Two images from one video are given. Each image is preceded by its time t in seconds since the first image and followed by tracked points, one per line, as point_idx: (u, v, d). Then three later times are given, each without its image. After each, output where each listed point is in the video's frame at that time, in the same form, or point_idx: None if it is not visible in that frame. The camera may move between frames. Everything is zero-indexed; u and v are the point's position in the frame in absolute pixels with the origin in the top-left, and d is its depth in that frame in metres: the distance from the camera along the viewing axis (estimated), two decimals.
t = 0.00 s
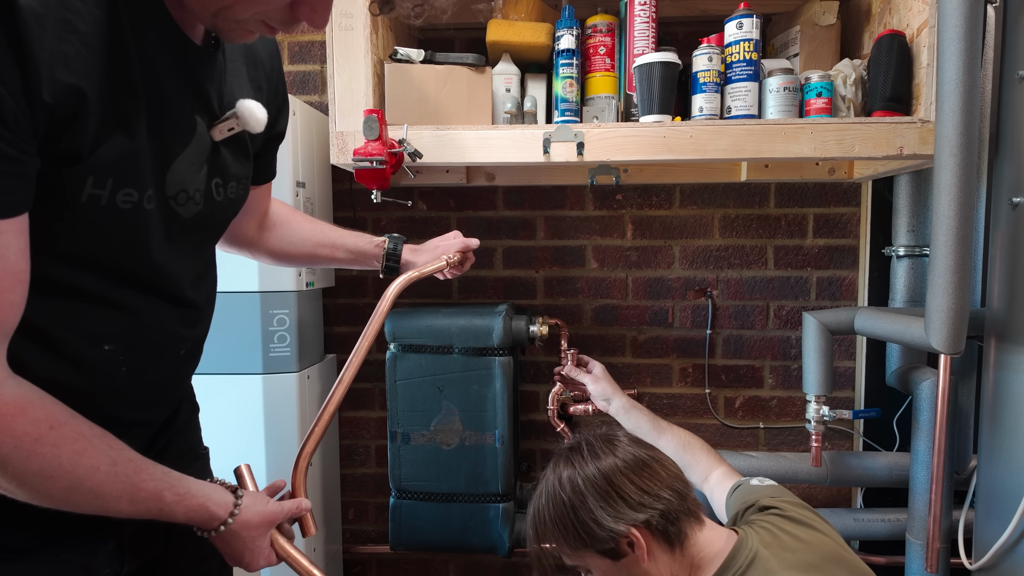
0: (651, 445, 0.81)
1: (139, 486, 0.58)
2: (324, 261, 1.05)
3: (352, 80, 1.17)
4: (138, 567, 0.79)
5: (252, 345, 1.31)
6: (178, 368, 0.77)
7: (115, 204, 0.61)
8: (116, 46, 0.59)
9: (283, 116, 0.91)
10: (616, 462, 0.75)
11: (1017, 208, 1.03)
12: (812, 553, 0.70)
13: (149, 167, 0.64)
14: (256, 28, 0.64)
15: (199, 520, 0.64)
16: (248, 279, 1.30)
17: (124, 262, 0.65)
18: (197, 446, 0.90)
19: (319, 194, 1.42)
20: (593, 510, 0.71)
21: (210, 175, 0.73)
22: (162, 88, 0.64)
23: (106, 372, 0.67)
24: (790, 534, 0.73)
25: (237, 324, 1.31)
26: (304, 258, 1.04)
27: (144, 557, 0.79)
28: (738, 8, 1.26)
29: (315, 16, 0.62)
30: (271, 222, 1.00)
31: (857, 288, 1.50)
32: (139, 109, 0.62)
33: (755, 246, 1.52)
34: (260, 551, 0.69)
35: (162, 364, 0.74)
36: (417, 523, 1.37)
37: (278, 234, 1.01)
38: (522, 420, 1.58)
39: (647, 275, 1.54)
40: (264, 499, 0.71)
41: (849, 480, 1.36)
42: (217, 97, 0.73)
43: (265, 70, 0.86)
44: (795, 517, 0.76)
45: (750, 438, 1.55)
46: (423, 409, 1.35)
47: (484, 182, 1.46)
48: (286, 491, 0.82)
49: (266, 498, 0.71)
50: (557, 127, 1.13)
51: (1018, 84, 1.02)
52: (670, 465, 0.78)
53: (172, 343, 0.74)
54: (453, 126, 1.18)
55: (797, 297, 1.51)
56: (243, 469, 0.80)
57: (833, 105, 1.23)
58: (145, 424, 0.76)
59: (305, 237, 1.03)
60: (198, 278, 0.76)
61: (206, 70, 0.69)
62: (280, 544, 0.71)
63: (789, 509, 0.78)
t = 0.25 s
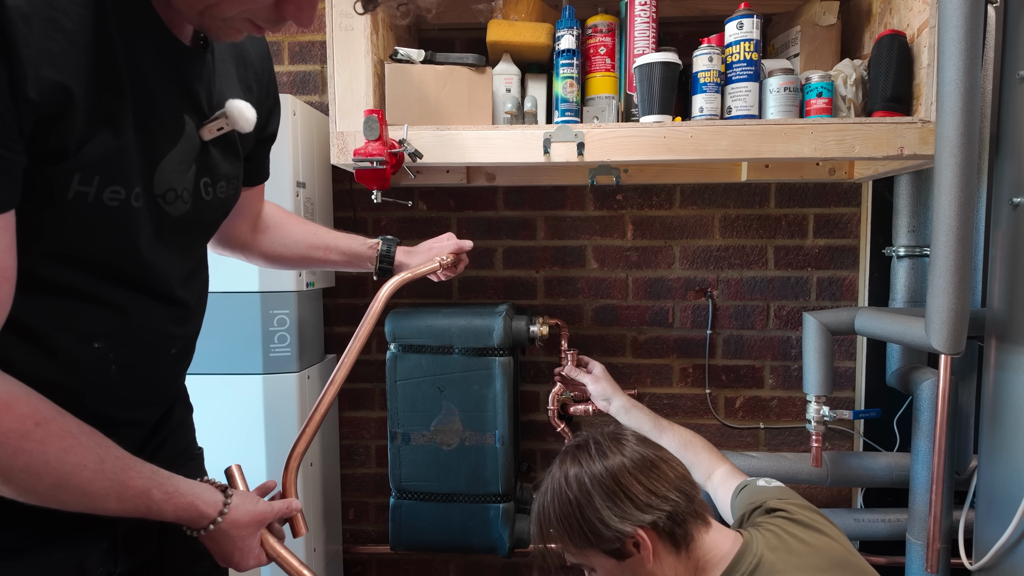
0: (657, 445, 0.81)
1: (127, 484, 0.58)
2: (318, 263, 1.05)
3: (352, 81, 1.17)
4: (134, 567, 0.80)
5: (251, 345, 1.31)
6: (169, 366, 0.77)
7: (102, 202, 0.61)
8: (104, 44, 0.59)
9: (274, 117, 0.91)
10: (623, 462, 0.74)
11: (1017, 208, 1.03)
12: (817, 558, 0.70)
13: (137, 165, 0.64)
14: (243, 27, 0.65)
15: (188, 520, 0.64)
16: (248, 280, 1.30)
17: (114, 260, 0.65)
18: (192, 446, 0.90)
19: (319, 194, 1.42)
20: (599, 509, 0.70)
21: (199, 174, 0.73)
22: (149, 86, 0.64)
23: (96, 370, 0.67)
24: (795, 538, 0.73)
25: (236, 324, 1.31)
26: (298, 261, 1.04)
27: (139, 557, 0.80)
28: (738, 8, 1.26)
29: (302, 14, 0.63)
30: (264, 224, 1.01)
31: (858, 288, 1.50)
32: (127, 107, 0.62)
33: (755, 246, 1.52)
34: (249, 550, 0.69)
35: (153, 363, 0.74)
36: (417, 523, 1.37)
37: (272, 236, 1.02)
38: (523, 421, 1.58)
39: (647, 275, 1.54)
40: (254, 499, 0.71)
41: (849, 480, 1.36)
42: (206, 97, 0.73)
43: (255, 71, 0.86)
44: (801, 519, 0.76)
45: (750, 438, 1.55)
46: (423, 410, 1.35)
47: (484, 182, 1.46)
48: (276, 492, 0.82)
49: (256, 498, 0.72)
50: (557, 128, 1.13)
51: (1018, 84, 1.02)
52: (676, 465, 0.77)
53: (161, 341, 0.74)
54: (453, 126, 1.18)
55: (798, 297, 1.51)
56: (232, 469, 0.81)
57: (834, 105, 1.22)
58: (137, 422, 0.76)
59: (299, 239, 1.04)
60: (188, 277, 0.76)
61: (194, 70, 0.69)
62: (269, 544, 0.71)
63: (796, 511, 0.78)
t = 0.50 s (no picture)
0: (674, 430, 0.81)
1: (116, 482, 0.58)
2: (312, 264, 1.05)
3: (353, 81, 1.17)
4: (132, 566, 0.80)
5: (251, 345, 1.31)
6: (162, 364, 0.77)
7: (90, 197, 0.61)
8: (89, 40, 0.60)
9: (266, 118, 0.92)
10: (640, 446, 0.74)
11: (1017, 208, 1.03)
12: (827, 553, 0.71)
13: (125, 161, 0.65)
14: (235, 23, 0.65)
15: (180, 519, 0.64)
16: (248, 279, 1.30)
17: (103, 256, 0.65)
18: (188, 446, 0.90)
19: (319, 194, 1.41)
20: (616, 491, 0.71)
21: (189, 172, 0.74)
22: (136, 83, 0.65)
23: (90, 368, 0.67)
24: (806, 533, 0.74)
25: (235, 323, 1.31)
26: (291, 262, 1.04)
27: (135, 556, 0.80)
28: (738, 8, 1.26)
29: (291, 8, 0.64)
30: (258, 225, 1.01)
31: (858, 288, 1.50)
32: (114, 103, 0.63)
33: (756, 246, 1.52)
34: (243, 550, 0.69)
35: (146, 361, 0.73)
36: (417, 523, 1.37)
37: (266, 237, 1.02)
38: (523, 421, 1.58)
39: (647, 275, 1.54)
40: (247, 499, 0.71)
41: (850, 480, 1.36)
42: (195, 95, 0.74)
43: (246, 70, 0.87)
44: (811, 517, 0.77)
45: (750, 438, 1.55)
46: (423, 410, 1.35)
47: (484, 182, 1.46)
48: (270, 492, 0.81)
49: (249, 498, 0.72)
50: (557, 128, 1.13)
51: (1018, 84, 1.02)
52: (693, 452, 0.77)
53: (155, 339, 0.73)
54: (453, 126, 1.18)
55: (798, 297, 1.51)
56: (226, 469, 0.80)
57: (834, 105, 1.22)
58: (132, 420, 0.76)
59: (293, 240, 1.04)
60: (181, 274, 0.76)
61: (182, 68, 0.70)
62: (263, 544, 0.71)
63: (805, 508, 0.79)
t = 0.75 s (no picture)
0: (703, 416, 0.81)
1: (102, 486, 0.58)
2: (300, 267, 1.05)
3: (352, 81, 1.17)
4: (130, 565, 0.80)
5: (251, 345, 1.31)
6: (160, 362, 0.77)
7: (86, 192, 0.61)
8: (83, 37, 0.60)
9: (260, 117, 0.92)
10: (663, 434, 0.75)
11: (1017, 208, 1.03)
12: (841, 549, 0.70)
13: (121, 156, 0.65)
14: (237, 18, 0.66)
15: (165, 527, 0.63)
16: (248, 279, 1.30)
17: (99, 252, 0.64)
18: (186, 446, 0.90)
19: (319, 194, 1.41)
20: (635, 474, 0.74)
21: (185, 169, 0.74)
22: (131, 78, 0.65)
23: (88, 366, 0.67)
24: (818, 530, 0.73)
25: (235, 323, 1.31)
26: (279, 264, 1.04)
27: (132, 556, 0.80)
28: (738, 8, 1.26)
29: None
30: (249, 225, 1.01)
31: (858, 288, 1.50)
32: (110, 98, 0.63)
33: (755, 246, 1.52)
34: (227, 564, 0.67)
35: (143, 359, 0.73)
36: (417, 523, 1.37)
37: (255, 238, 1.01)
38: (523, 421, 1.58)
39: (647, 275, 1.54)
40: (234, 510, 0.69)
41: (850, 480, 1.36)
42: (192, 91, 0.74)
43: (240, 68, 0.87)
44: (820, 517, 0.77)
45: (750, 438, 1.55)
46: (423, 410, 1.35)
47: (484, 182, 1.46)
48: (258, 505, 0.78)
49: (237, 510, 0.70)
50: (557, 128, 1.14)
51: (1018, 83, 1.02)
52: (719, 442, 0.78)
53: (150, 334, 0.73)
54: (453, 126, 1.18)
55: (798, 297, 1.51)
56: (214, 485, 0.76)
57: (833, 105, 1.23)
58: (130, 418, 0.76)
59: (283, 242, 1.03)
60: (177, 270, 0.77)
61: (178, 64, 0.70)
62: (248, 559, 0.69)
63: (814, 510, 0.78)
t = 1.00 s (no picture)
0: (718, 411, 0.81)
1: (71, 511, 0.52)
2: (275, 277, 1.04)
3: (352, 81, 1.17)
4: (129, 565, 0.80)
5: (251, 345, 1.31)
6: (158, 361, 0.77)
7: (86, 189, 0.61)
8: (83, 35, 0.60)
9: (255, 117, 0.92)
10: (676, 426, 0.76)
11: (1017, 208, 1.03)
12: (848, 551, 0.68)
13: (121, 154, 0.65)
14: (235, 15, 0.67)
15: (131, 564, 0.56)
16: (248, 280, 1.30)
17: (99, 250, 0.64)
18: (184, 446, 0.90)
19: (319, 194, 1.41)
20: (644, 460, 0.74)
21: (186, 166, 0.74)
22: (130, 76, 0.65)
23: (88, 365, 0.67)
24: (825, 530, 0.71)
25: (235, 323, 1.31)
26: (253, 271, 1.03)
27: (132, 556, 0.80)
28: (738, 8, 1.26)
29: None
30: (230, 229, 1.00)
31: (858, 288, 1.50)
32: (110, 96, 0.63)
33: (755, 246, 1.52)
34: None
35: (141, 357, 0.73)
36: (418, 523, 1.37)
37: (234, 245, 1.00)
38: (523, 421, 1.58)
39: (647, 275, 1.54)
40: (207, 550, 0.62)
41: (850, 480, 1.36)
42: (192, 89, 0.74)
43: (236, 67, 0.88)
44: (827, 518, 0.74)
45: (750, 438, 1.55)
46: (423, 410, 1.35)
47: (484, 182, 1.46)
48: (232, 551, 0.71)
49: (210, 549, 0.62)
50: (557, 127, 1.13)
51: (1018, 84, 1.02)
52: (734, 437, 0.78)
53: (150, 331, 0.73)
54: (453, 126, 1.18)
55: (798, 297, 1.51)
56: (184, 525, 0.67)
57: (833, 105, 1.23)
58: (129, 417, 0.76)
59: (261, 251, 1.02)
60: (177, 268, 0.77)
61: (176, 62, 0.71)
62: None
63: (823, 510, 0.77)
